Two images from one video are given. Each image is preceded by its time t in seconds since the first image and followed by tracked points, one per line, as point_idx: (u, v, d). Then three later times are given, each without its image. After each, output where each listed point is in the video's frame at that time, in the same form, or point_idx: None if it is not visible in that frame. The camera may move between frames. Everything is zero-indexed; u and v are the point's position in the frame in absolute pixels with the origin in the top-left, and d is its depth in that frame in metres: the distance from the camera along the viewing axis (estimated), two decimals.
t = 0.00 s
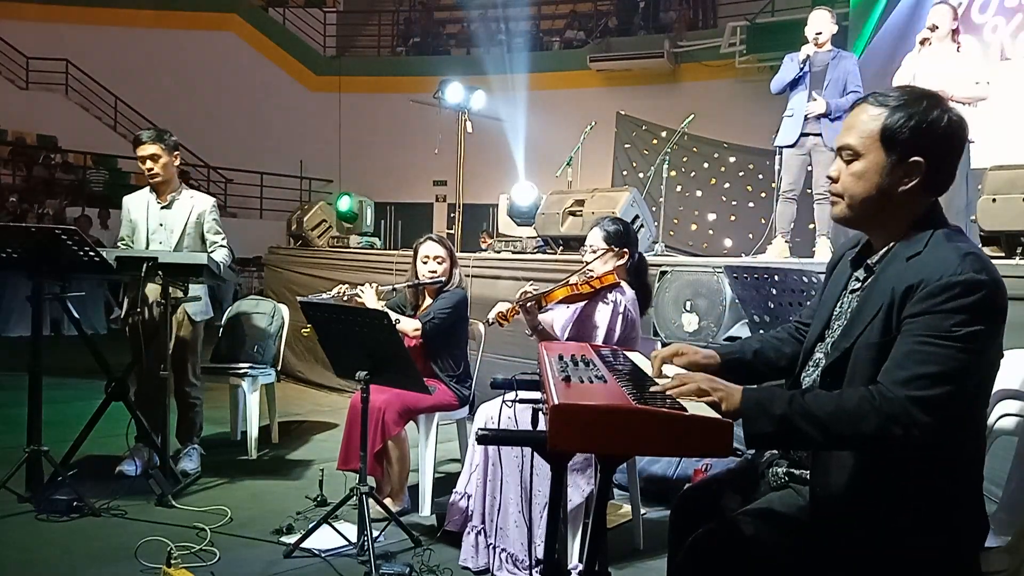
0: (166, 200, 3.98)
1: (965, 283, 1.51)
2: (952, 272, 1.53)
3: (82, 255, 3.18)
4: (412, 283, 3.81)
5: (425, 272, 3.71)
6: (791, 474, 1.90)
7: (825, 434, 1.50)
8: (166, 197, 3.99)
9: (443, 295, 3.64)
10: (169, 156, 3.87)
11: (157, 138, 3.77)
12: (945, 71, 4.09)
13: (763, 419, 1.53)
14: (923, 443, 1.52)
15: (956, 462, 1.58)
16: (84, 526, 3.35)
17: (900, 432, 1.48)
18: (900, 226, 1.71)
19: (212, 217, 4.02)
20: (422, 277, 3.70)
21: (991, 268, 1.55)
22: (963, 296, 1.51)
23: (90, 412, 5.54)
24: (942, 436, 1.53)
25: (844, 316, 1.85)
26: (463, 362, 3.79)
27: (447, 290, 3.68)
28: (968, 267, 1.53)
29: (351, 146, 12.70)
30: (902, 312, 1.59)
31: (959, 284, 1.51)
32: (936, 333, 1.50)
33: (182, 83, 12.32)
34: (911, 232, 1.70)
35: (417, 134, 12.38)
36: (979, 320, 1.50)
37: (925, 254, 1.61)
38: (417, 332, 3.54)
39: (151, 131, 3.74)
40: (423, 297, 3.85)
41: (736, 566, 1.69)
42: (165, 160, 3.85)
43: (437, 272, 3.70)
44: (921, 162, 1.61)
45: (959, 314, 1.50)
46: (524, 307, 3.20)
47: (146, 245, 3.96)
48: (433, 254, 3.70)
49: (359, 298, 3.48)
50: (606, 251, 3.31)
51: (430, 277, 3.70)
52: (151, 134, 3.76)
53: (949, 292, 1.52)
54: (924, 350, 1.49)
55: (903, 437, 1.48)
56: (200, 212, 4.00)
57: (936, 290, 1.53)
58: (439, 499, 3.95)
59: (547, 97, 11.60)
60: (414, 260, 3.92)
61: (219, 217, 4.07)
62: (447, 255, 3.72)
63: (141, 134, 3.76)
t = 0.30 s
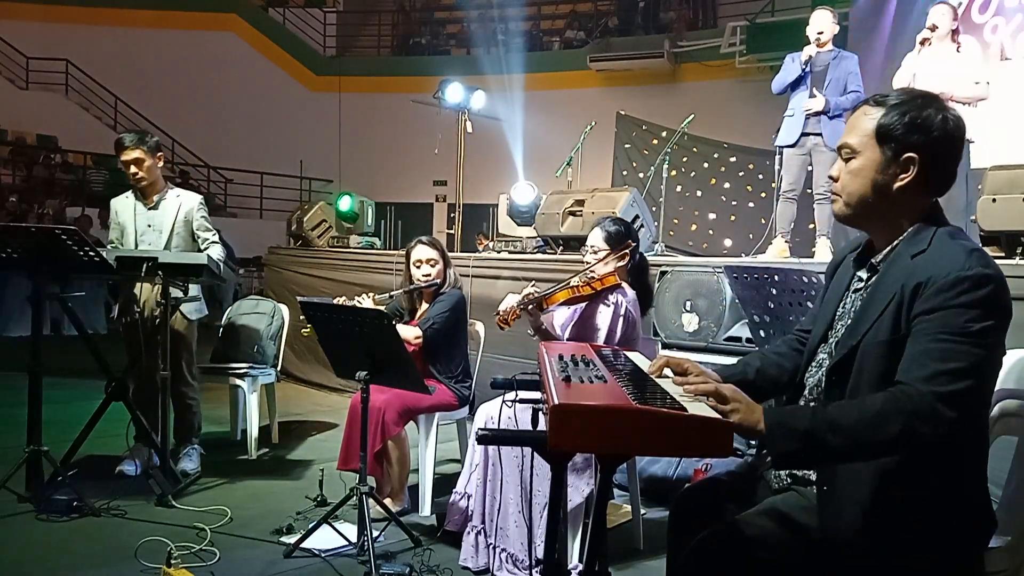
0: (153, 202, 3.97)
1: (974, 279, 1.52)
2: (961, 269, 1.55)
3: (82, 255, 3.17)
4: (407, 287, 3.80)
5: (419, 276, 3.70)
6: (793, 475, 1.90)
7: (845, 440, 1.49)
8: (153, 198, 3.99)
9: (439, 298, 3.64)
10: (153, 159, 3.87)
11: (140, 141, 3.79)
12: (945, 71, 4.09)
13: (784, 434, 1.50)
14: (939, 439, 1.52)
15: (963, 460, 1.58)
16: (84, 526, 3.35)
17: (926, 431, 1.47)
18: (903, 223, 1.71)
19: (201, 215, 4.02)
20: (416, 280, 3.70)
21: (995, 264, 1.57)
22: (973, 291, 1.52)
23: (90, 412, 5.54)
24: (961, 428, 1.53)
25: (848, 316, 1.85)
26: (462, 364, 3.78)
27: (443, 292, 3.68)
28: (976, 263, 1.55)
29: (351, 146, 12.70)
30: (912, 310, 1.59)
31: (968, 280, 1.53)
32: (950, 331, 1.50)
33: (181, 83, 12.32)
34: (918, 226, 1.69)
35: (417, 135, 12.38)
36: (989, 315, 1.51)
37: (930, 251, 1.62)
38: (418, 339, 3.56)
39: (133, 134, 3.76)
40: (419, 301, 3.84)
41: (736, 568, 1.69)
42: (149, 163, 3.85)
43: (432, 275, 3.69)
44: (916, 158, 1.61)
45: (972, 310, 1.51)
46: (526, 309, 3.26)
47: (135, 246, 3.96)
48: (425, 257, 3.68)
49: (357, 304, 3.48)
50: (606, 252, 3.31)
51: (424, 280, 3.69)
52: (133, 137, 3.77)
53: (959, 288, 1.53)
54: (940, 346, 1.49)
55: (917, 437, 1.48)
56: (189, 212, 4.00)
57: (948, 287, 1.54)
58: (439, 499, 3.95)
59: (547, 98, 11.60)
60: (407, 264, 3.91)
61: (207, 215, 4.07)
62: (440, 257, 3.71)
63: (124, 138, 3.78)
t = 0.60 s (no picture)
0: (142, 204, 3.98)
1: (952, 255, 1.53)
2: (937, 248, 1.56)
3: (82, 254, 3.17)
4: (404, 287, 3.80)
5: (415, 275, 3.70)
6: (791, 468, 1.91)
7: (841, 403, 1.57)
8: (143, 200, 3.99)
9: (436, 297, 3.64)
10: (141, 161, 3.84)
11: (126, 143, 3.76)
12: (945, 71, 4.10)
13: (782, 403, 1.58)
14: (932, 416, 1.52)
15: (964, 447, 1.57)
16: (84, 526, 3.35)
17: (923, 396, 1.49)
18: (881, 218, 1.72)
19: (192, 214, 4.01)
20: (413, 280, 3.70)
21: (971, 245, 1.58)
22: (951, 267, 1.53)
23: (90, 412, 5.55)
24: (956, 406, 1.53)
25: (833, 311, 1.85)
26: (462, 363, 3.78)
27: (440, 291, 3.68)
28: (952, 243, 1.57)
29: (351, 146, 12.71)
30: (892, 291, 1.60)
31: (945, 257, 1.54)
32: (931, 305, 1.51)
33: (181, 83, 12.32)
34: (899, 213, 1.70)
35: (417, 135, 12.38)
36: (972, 290, 1.52)
37: (907, 237, 1.64)
38: (417, 338, 3.57)
39: (119, 138, 3.74)
40: (416, 301, 3.84)
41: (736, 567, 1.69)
42: (137, 166, 3.82)
43: (428, 274, 3.69)
44: (888, 155, 1.64)
45: (952, 285, 1.51)
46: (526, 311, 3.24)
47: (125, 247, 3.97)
48: (421, 256, 3.69)
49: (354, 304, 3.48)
50: (607, 253, 3.31)
51: (421, 280, 3.69)
52: (120, 139, 3.75)
53: (938, 264, 1.54)
54: (923, 321, 1.50)
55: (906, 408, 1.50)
56: (179, 214, 3.99)
57: (926, 264, 1.55)
58: (439, 499, 3.95)
59: (547, 97, 11.60)
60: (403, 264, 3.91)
61: (198, 214, 4.05)
62: (436, 256, 3.71)
63: (110, 142, 3.75)
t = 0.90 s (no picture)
0: (139, 206, 3.97)
1: (895, 233, 1.57)
2: (882, 229, 1.60)
3: (82, 255, 3.17)
4: (402, 284, 3.80)
5: (412, 271, 3.71)
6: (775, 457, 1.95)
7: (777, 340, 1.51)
8: (139, 202, 3.99)
9: (433, 293, 3.64)
10: (136, 164, 3.83)
11: (120, 147, 3.76)
12: (945, 71, 4.07)
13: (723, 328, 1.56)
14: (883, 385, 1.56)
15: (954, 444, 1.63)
16: (84, 526, 3.34)
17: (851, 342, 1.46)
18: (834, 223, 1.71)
19: (188, 215, 4.02)
20: (410, 275, 3.72)
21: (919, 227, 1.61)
22: (894, 243, 1.56)
23: (90, 412, 5.55)
24: (892, 362, 1.56)
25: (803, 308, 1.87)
26: (463, 362, 3.77)
27: (436, 288, 3.67)
28: (896, 222, 1.60)
29: (351, 146, 12.71)
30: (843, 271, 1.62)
31: (889, 234, 1.57)
32: (874, 274, 1.52)
33: (181, 83, 12.32)
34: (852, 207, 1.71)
35: (418, 135, 12.38)
36: (915, 265, 1.54)
37: (855, 221, 1.66)
38: (409, 330, 3.51)
39: (113, 142, 3.73)
40: (414, 300, 3.86)
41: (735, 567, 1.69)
42: (132, 169, 3.81)
43: (425, 270, 3.70)
44: (829, 165, 1.64)
45: (895, 256, 1.53)
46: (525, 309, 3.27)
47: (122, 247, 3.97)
48: (420, 253, 3.71)
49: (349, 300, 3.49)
50: (607, 251, 3.32)
51: (418, 275, 3.70)
52: (114, 143, 3.75)
53: (882, 242, 1.57)
54: (863, 287, 1.51)
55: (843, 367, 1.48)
56: (177, 216, 3.99)
57: (870, 242, 1.58)
58: (439, 499, 3.95)
59: (547, 97, 11.60)
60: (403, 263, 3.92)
61: (195, 214, 4.06)
62: (435, 253, 3.73)
63: (105, 147, 3.75)
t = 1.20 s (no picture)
0: (140, 206, 3.97)
1: (857, 253, 1.65)
2: (841, 251, 1.68)
3: (82, 255, 3.18)
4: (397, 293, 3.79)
5: (407, 280, 3.70)
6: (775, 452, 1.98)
7: (784, 400, 1.62)
8: (140, 202, 3.98)
9: (431, 298, 3.65)
10: (137, 166, 3.82)
11: (122, 149, 3.75)
12: (945, 71, 4.07)
13: (727, 386, 1.69)
14: (879, 403, 1.63)
15: (952, 443, 1.68)
16: (85, 526, 3.35)
17: (841, 392, 1.56)
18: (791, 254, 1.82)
19: (189, 215, 4.02)
20: (405, 285, 3.70)
21: (878, 241, 1.68)
22: (858, 263, 1.64)
23: (90, 412, 5.55)
24: (899, 375, 1.61)
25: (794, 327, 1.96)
26: (463, 362, 3.77)
27: (433, 293, 3.68)
28: (857, 243, 1.68)
29: (351, 146, 12.71)
30: (818, 297, 1.70)
31: (850, 256, 1.65)
32: (846, 303, 1.61)
33: (181, 83, 12.31)
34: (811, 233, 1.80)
35: (418, 134, 12.38)
36: (887, 279, 1.61)
37: (818, 248, 1.75)
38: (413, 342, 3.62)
39: (114, 143, 3.72)
40: (410, 309, 3.85)
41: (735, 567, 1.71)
42: (134, 171, 3.81)
43: (419, 279, 3.69)
44: (776, 200, 1.76)
45: (862, 279, 1.61)
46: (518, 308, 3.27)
47: (123, 247, 3.97)
48: (411, 261, 3.68)
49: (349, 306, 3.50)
50: (602, 251, 3.30)
51: (413, 285, 3.69)
52: (114, 144, 3.74)
53: (845, 264, 1.65)
54: (842, 319, 1.60)
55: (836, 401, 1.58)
56: (178, 217, 4.00)
57: (836, 268, 1.66)
58: (439, 499, 3.95)
59: (547, 97, 11.60)
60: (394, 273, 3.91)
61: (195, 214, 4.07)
62: (426, 260, 3.71)
63: (106, 148, 3.74)
